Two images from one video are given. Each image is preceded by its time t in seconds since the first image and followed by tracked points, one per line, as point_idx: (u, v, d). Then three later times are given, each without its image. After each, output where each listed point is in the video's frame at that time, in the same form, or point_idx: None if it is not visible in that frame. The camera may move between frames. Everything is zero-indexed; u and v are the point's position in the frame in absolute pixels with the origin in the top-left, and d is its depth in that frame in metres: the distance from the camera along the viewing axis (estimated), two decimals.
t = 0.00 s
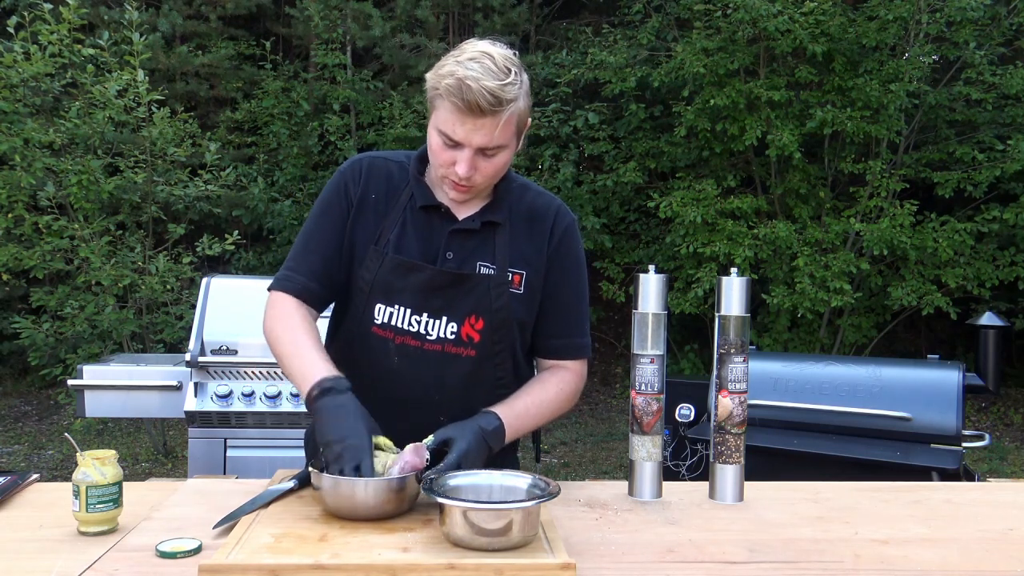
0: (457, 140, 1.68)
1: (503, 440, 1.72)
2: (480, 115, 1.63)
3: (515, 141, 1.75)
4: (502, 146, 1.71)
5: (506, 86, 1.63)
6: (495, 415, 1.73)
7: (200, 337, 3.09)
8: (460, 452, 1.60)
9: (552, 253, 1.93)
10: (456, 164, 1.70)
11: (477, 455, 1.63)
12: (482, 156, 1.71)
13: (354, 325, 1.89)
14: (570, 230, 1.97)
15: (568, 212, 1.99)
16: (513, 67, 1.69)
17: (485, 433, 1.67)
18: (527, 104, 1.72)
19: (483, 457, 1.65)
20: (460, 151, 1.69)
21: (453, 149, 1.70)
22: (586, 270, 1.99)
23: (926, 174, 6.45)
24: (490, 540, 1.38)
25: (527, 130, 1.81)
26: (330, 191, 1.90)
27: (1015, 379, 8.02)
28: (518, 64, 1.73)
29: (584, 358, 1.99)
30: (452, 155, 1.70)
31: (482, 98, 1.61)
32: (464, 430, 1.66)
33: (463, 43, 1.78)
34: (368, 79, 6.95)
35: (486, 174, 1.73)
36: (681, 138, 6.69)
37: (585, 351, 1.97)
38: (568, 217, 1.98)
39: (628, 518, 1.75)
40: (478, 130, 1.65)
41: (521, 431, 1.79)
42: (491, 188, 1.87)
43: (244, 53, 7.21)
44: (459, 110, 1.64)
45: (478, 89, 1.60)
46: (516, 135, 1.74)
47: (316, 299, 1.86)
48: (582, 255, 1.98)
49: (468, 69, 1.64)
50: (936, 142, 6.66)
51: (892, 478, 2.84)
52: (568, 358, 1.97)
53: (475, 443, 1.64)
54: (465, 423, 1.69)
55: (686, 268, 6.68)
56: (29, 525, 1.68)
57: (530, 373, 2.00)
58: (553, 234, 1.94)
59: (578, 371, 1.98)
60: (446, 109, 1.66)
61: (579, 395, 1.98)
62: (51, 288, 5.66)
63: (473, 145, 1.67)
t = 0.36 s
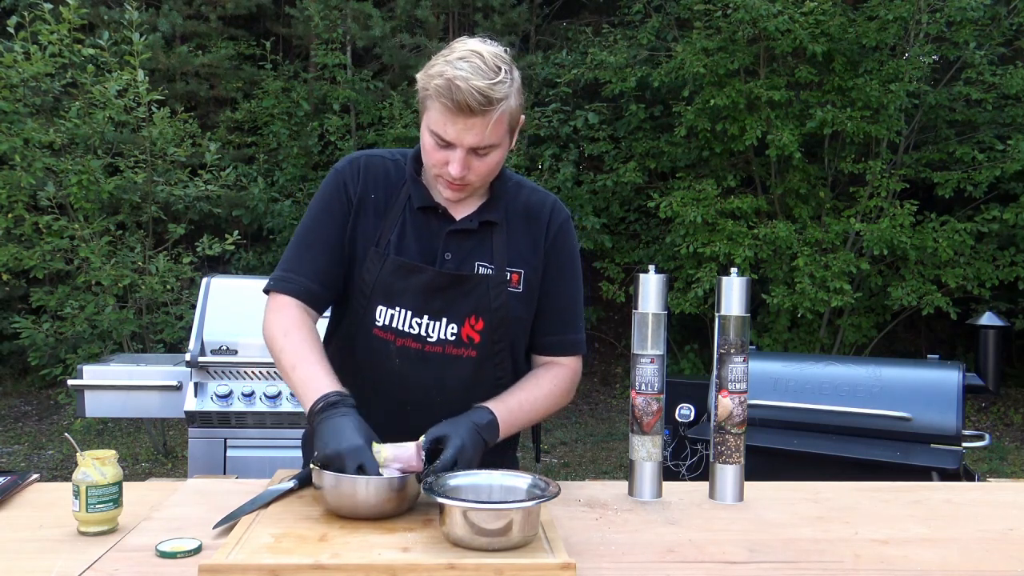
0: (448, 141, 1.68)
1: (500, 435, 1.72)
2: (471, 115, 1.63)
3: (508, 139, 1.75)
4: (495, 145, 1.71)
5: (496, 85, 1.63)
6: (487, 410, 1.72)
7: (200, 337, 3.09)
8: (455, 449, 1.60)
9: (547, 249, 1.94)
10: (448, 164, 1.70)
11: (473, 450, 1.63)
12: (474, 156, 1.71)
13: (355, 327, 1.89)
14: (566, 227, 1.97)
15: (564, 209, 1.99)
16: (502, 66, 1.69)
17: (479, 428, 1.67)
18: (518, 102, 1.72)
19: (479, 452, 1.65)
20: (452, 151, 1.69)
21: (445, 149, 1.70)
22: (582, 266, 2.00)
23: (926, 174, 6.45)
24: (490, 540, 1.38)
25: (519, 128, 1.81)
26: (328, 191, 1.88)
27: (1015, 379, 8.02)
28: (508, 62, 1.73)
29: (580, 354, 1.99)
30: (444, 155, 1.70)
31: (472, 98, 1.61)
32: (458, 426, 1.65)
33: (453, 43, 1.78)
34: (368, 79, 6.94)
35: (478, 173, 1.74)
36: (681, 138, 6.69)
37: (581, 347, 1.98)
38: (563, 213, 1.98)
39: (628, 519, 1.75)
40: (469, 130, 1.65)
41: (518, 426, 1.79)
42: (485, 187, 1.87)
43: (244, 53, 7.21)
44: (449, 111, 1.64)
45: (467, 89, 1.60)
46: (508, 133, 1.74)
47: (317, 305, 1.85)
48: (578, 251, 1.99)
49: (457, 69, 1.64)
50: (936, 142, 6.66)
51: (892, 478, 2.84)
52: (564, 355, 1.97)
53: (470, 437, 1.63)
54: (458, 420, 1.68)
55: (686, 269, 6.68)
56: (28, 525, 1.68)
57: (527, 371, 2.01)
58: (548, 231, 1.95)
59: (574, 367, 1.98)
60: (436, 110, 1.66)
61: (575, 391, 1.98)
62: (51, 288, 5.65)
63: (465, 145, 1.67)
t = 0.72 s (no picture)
0: (449, 142, 1.68)
1: (499, 434, 1.72)
2: (472, 116, 1.63)
3: (508, 141, 1.76)
4: (495, 146, 1.71)
5: (497, 87, 1.64)
6: (486, 409, 1.72)
7: (200, 337, 3.09)
8: (455, 448, 1.59)
9: (545, 249, 1.94)
10: (449, 166, 1.70)
11: (472, 449, 1.62)
12: (474, 157, 1.71)
13: (351, 327, 1.89)
14: (563, 227, 1.97)
15: (562, 209, 2.00)
16: (503, 67, 1.69)
17: (479, 426, 1.66)
18: (518, 104, 1.72)
19: (479, 451, 1.64)
20: (453, 153, 1.69)
21: (446, 150, 1.70)
22: (580, 266, 2.00)
23: (926, 174, 6.46)
24: (490, 540, 1.38)
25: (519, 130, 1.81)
26: (324, 189, 1.89)
27: (1014, 379, 8.02)
28: (509, 63, 1.73)
29: (576, 354, 1.99)
30: (445, 156, 1.70)
31: (473, 100, 1.61)
32: (458, 424, 1.65)
33: (452, 44, 1.78)
34: (368, 79, 6.95)
35: (479, 175, 1.74)
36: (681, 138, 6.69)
37: (578, 348, 1.97)
38: (561, 213, 1.98)
39: (628, 518, 1.75)
40: (470, 132, 1.65)
41: (515, 426, 1.78)
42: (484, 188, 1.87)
43: (244, 53, 7.22)
44: (450, 112, 1.64)
45: (469, 91, 1.60)
46: (509, 135, 1.74)
47: (300, 295, 1.85)
48: (575, 250, 1.99)
49: (458, 71, 1.64)
50: (936, 142, 6.66)
51: (892, 478, 2.84)
52: (561, 355, 1.97)
53: (470, 436, 1.63)
54: (458, 419, 1.67)
55: (686, 268, 6.69)
56: (28, 525, 1.67)
57: (525, 370, 2.00)
58: (546, 232, 1.95)
59: (571, 367, 1.98)
60: (437, 112, 1.66)
61: (572, 392, 1.98)
62: (51, 288, 5.65)
63: (466, 146, 1.67)
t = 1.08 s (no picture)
0: (445, 137, 1.68)
1: (498, 435, 1.72)
2: (468, 110, 1.63)
3: (505, 139, 1.75)
4: (491, 143, 1.71)
5: (494, 82, 1.64)
6: (486, 411, 1.72)
7: (200, 337, 3.09)
8: (454, 450, 1.59)
9: (545, 248, 1.94)
10: (445, 161, 1.70)
11: (471, 452, 1.62)
12: (470, 153, 1.71)
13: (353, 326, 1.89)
14: (564, 226, 1.97)
15: (562, 209, 2.00)
16: (501, 64, 1.69)
17: (479, 429, 1.66)
18: (515, 101, 1.72)
19: (478, 453, 1.64)
20: (449, 148, 1.69)
21: (442, 146, 1.70)
22: (580, 266, 2.00)
23: (926, 174, 6.46)
24: (490, 540, 1.38)
25: (517, 130, 1.81)
26: (327, 188, 1.88)
27: (1014, 379, 8.01)
28: (508, 61, 1.73)
29: (577, 355, 1.99)
30: (441, 152, 1.70)
31: (470, 94, 1.61)
32: (458, 427, 1.65)
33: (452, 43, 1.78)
34: (368, 79, 6.95)
35: (475, 171, 1.73)
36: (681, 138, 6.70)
37: (578, 348, 1.97)
38: (561, 213, 1.98)
39: (628, 519, 1.75)
40: (466, 127, 1.65)
41: (515, 427, 1.78)
42: (482, 188, 1.87)
43: (244, 53, 7.21)
44: (447, 106, 1.64)
45: (465, 85, 1.61)
46: (506, 132, 1.74)
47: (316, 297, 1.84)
48: (575, 250, 1.99)
49: (455, 66, 1.64)
50: (936, 142, 6.66)
51: (892, 478, 2.84)
52: (560, 355, 1.97)
53: (471, 439, 1.63)
54: (458, 420, 1.68)
55: (686, 268, 6.69)
56: (28, 525, 1.67)
57: (525, 370, 2.00)
58: (546, 230, 1.95)
59: (571, 367, 1.98)
60: (434, 106, 1.66)
61: (572, 391, 1.98)
62: (51, 288, 5.65)
63: (462, 141, 1.67)
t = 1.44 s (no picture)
0: (457, 129, 1.67)
1: (500, 435, 1.72)
2: (484, 101, 1.63)
3: (514, 136, 1.76)
4: (503, 137, 1.71)
5: (509, 75, 1.65)
6: (487, 410, 1.72)
7: (200, 337, 3.09)
8: (454, 449, 1.59)
9: (548, 247, 1.94)
10: (456, 154, 1.70)
11: (472, 450, 1.62)
12: (482, 147, 1.71)
13: (353, 328, 1.88)
14: (566, 224, 1.98)
15: (563, 207, 2.00)
16: (515, 60, 1.70)
17: (479, 427, 1.66)
18: (527, 98, 1.73)
19: (479, 452, 1.64)
20: (461, 140, 1.69)
21: (453, 138, 1.70)
22: (582, 264, 2.00)
23: (926, 174, 6.46)
24: (490, 540, 1.38)
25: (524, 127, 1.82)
26: (323, 191, 1.89)
27: (1014, 380, 8.01)
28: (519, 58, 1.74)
29: (579, 353, 1.99)
30: (453, 144, 1.70)
31: (486, 85, 1.61)
32: (459, 425, 1.65)
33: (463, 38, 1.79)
34: (368, 79, 6.95)
35: (485, 166, 1.73)
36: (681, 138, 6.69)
37: (580, 346, 1.98)
38: (562, 211, 1.98)
39: (628, 518, 1.75)
40: (480, 119, 1.65)
41: (517, 427, 1.78)
42: (487, 185, 1.87)
43: (244, 53, 7.21)
44: (462, 97, 1.64)
45: (482, 76, 1.61)
46: (516, 128, 1.75)
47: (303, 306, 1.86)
48: (577, 248, 1.99)
49: (471, 57, 1.65)
50: (936, 142, 6.66)
51: (892, 478, 2.84)
52: (563, 354, 1.97)
53: (472, 438, 1.63)
54: (459, 420, 1.68)
55: (686, 268, 6.69)
56: (28, 525, 1.67)
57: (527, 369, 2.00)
58: (549, 229, 1.95)
59: (573, 366, 1.98)
60: (448, 97, 1.66)
61: (574, 390, 1.97)
62: (51, 288, 5.65)
63: (474, 133, 1.67)
